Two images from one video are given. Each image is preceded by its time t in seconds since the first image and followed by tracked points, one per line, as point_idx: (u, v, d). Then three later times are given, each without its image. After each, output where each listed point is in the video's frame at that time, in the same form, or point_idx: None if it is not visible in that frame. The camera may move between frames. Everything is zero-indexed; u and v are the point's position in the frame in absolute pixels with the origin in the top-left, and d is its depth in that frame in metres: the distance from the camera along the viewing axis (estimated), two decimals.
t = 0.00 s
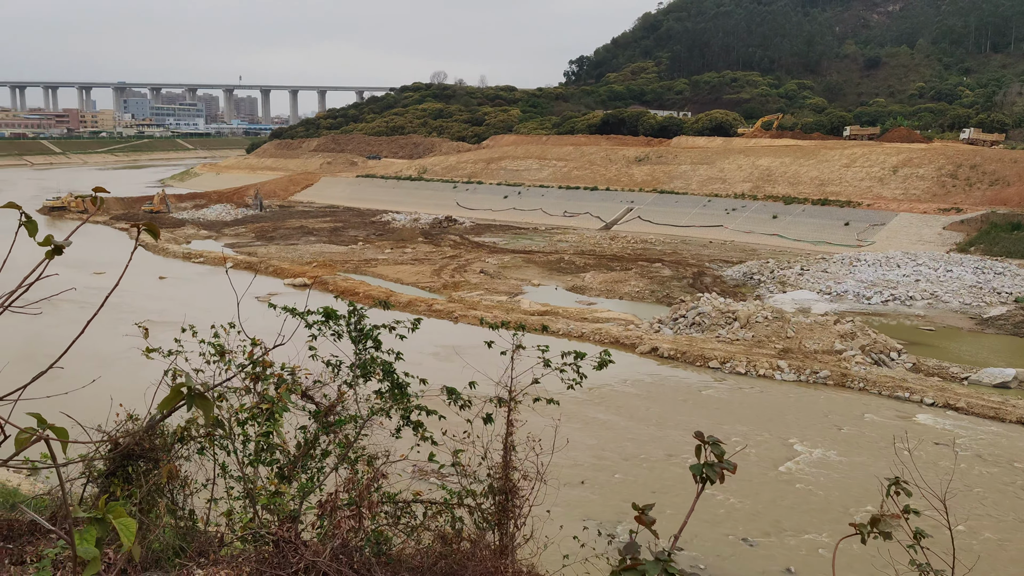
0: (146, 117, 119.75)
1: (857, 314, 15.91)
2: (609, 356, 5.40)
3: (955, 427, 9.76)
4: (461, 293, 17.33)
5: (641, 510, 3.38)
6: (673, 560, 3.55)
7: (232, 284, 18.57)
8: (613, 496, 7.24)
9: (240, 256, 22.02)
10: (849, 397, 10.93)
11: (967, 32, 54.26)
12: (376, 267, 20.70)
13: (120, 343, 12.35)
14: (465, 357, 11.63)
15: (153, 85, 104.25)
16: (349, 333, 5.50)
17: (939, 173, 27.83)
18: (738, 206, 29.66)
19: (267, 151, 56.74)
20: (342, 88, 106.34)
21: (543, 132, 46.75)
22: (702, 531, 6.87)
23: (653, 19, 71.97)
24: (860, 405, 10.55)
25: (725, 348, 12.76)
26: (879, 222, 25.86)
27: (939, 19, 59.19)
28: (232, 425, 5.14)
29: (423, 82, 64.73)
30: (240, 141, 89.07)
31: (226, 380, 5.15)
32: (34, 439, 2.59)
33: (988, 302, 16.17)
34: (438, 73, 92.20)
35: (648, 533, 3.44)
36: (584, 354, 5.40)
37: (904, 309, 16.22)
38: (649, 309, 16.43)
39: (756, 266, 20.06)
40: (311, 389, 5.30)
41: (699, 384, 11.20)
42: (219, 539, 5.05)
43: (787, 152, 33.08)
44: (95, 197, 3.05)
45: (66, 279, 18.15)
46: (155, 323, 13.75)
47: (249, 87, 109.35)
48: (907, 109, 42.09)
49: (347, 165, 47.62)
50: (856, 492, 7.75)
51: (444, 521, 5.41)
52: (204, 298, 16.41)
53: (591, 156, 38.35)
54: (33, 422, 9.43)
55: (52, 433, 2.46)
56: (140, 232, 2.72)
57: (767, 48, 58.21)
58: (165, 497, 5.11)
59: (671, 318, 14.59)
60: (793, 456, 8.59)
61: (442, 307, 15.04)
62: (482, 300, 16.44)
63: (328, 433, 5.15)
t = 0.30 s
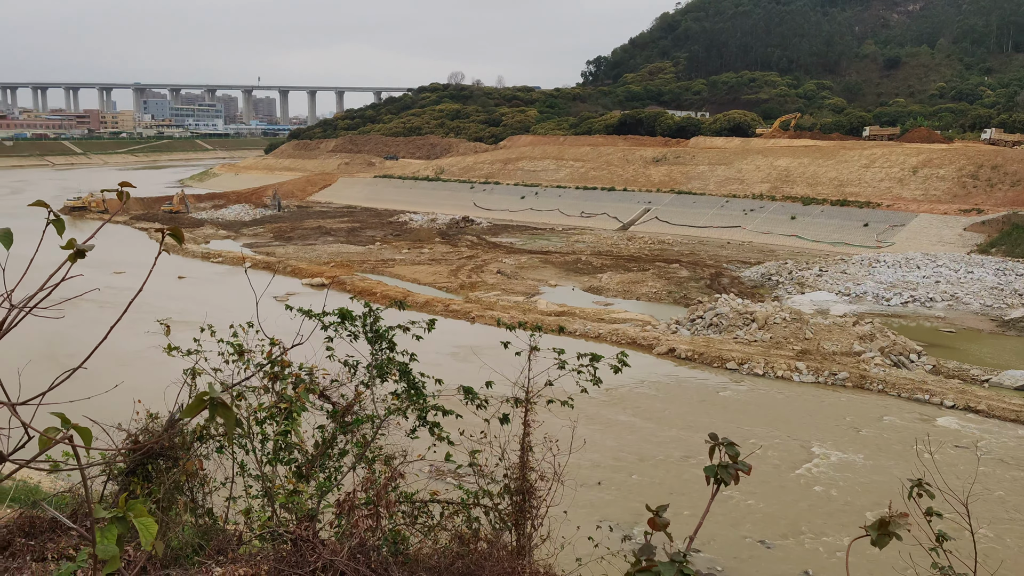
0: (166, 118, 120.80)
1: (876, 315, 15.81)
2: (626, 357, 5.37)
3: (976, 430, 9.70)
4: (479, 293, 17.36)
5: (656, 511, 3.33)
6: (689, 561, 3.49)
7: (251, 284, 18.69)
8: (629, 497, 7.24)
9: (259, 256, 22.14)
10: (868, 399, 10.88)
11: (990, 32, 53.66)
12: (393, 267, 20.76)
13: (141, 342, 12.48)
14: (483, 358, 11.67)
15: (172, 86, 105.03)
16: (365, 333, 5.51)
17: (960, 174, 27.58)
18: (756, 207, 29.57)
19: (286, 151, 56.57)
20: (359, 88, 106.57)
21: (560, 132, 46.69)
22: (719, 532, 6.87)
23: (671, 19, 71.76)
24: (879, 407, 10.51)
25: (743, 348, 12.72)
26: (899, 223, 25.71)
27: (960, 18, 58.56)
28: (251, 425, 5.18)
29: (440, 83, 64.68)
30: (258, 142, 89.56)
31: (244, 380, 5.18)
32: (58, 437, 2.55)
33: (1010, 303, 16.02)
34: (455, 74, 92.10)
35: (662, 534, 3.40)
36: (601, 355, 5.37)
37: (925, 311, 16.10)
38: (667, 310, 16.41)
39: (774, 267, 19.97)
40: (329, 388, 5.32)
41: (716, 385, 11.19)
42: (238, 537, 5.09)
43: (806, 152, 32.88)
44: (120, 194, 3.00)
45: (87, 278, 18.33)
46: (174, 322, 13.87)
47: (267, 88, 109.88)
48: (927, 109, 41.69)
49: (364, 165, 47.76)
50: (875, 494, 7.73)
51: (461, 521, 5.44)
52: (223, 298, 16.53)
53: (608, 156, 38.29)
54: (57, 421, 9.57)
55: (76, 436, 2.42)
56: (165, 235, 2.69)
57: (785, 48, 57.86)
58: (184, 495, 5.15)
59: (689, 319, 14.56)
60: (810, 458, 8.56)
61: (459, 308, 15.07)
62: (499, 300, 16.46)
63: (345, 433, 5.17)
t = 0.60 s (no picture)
0: (188, 118, 121.95)
1: (897, 315, 15.66)
2: (645, 357, 5.33)
3: (1000, 431, 9.62)
4: (497, 293, 17.37)
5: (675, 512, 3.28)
6: (707, 563, 3.45)
7: (271, 283, 18.82)
8: (647, 497, 7.24)
9: (278, 255, 22.26)
10: (889, 400, 10.81)
11: (1014, 29, 52.83)
12: (412, 266, 20.80)
13: (163, 340, 12.58)
14: (502, 356, 11.71)
15: (194, 86, 105.97)
16: (384, 333, 5.53)
17: (984, 172, 27.23)
18: (776, 206, 29.39)
19: (305, 151, 57.02)
20: (378, 88, 106.82)
21: (579, 131, 46.59)
22: (738, 533, 6.87)
23: (691, 18, 71.45)
24: (900, 407, 10.45)
25: (762, 348, 12.67)
26: (922, 221, 25.49)
27: (984, 15, 57.76)
28: (271, 423, 5.21)
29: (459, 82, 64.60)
30: (277, 141, 90.11)
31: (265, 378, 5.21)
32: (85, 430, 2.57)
33: None
34: (473, 74, 92.08)
35: (682, 535, 3.35)
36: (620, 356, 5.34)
37: (947, 311, 15.95)
38: (686, 310, 16.35)
39: (794, 266, 19.84)
40: (348, 387, 5.34)
41: (736, 384, 11.16)
42: (258, 534, 5.13)
43: (827, 151, 32.62)
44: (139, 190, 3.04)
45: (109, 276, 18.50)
46: (195, 320, 14.02)
47: (286, 88, 110.38)
48: (950, 107, 41.17)
49: (384, 164, 47.95)
50: (897, 495, 7.70)
51: (480, 520, 5.44)
52: (243, 296, 16.67)
53: (627, 155, 38.20)
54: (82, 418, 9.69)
55: (102, 427, 2.46)
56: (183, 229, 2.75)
57: (806, 46, 57.48)
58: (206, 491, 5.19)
59: (708, 319, 14.50)
60: (830, 458, 8.53)
61: (477, 307, 15.09)
62: (518, 300, 16.47)
63: (365, 431, 5.20)
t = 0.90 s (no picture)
0: (213, 116, 123.24)
1: (923, 314, 15.51)
2: (669, 357, 5.31)
3: None
4: (519, 291, 17.37)
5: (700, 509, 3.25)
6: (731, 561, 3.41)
7: (297, 280, 18.98)
8: (671, 496, 7.30)
9: (302, 253, 22.39)
10: (916, 400, 10.75)
11: None
12: (435, 264, 20.86)
13: (188, 338, 12.70)
14: (524, 355, 11.75)
15: (219, 85, 106.97)
16: (407, 331, 5.55)
17: (1013, 170, 26.83)
18: (800, 203, 29.21)
19: (329, 149, 57.36)
20: (400, 86, 106.94)
21: (602, 129, 46.43)
22: (760, 533, 6.93)
23: (714, 14, 71.01)
24: (926, 407, 10.40)
25: (786, 347, 12.64)
26: (948, 219, 25.23)
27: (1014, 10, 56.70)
28: (296, 419, 5.24)
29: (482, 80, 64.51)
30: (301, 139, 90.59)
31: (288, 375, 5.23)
32: (116, 434, 2.53)
33: None
34: (495, 73, 91.97)
35: (705, 532, 3.31)
36: (643, 354, 5.32)
37: (975, 310, 15.77)
38: (710, 308, 16.31)
39: (819, 265, 19.69)
40: (372, 384, 5.38)
41: (759, 383, 11.18)
42: (282, 529, 5.17)
43: (853, 148, 32.33)
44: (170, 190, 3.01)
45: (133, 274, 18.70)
46: (220, 317, 14.18)
47: (310, 87, 110.86)
48: (978, 104, 40.51)
49: (407, 162, 48.15)
50: (922, 496, 7.72)
51: (502, 517, 5.45)
52: (267, 293, 16.82)
53: (650, 153, 38.07)
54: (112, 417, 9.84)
55: (131, 429, 2.42)
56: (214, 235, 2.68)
57: (832, 42, 56.95)
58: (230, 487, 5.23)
59: (732, 317, 14.45)
60: (855, 458, 8.56)
61: (499, 305, 15.12)
62: (540, 298, 16.47)
63: (388, 428, 5.23)
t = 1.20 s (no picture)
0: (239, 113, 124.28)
1: (951, 311, 15.30)
2: (693, 353, 5.32)
3: None
4: (542, 286, 17.37)
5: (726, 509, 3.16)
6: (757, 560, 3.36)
7: (322, 276, 19.13)
8: (695, 493, 7.39)
9: (326, 248, 22.54)
10: (944, 397, 10.72)
11: None
12: (458, 260, 20.90)
13: (215, 331, 12.85)
14: (549, 351, 11.78)
15: (244, 81, 107.77)
16: (430, 327, 5.59)
17: None
18: (826, 199, 28.98)
19: (352, 145, 57.55)
20: (424, 82, 106.90)
21: (626, 124, 46.18)
22: (784, 531, 7.02)
23: (740, 8, 70.44)
24: (953, 405, 10.37)
25: (812, 344, 12.61)
26: (978, 215, 24.93)
27: None
28: (321, 414, 5.30)
29: (506, 76, 64.38)
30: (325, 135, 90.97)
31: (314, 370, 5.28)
32: (148, 426, 2.44)
33: None
34: (517, 68, 91.69)
35: (731, 532, 3.21)
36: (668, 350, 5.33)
37: (1006, 307, 15.55)
38: (734, 304, 16.24)
39: (844, 261, 19.52)
40: (396, 380, 5.43)
41: (784, 380, 11.18)
42: (307, 523, 5.22)
43: (879, 144, 32.00)
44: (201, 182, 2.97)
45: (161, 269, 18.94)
46: (246, 312, 14.33)
47: (334, 83, 111.25)
48: (1009, 97, 39.77)
49: (430, 158, 48.23)
50: (950, 495, 7.76)
51: (525, 513, 5.47)
52: (293, 288, 16.97)
53: (674, 148, 37.88)
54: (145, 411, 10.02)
55: (164, 421, 2.33)
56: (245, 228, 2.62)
57: (859, 36, 56.36)
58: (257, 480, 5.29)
59: (756, 314, 14.37)
60: (881, 457, 8.61)
61: (522, 301, 15.16)
62: (563, 294, 16.48)
63: (412, 423, 5.27)
